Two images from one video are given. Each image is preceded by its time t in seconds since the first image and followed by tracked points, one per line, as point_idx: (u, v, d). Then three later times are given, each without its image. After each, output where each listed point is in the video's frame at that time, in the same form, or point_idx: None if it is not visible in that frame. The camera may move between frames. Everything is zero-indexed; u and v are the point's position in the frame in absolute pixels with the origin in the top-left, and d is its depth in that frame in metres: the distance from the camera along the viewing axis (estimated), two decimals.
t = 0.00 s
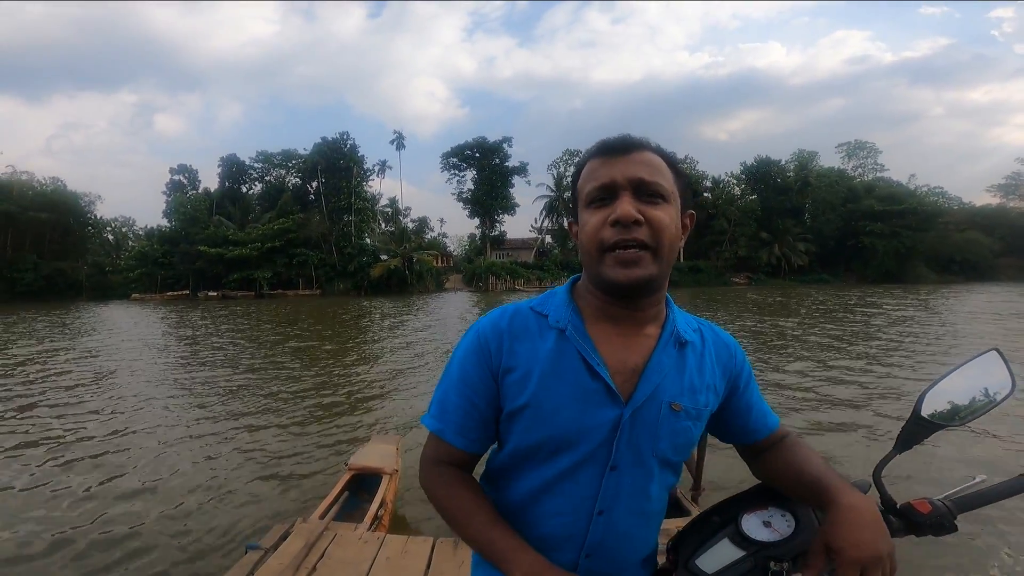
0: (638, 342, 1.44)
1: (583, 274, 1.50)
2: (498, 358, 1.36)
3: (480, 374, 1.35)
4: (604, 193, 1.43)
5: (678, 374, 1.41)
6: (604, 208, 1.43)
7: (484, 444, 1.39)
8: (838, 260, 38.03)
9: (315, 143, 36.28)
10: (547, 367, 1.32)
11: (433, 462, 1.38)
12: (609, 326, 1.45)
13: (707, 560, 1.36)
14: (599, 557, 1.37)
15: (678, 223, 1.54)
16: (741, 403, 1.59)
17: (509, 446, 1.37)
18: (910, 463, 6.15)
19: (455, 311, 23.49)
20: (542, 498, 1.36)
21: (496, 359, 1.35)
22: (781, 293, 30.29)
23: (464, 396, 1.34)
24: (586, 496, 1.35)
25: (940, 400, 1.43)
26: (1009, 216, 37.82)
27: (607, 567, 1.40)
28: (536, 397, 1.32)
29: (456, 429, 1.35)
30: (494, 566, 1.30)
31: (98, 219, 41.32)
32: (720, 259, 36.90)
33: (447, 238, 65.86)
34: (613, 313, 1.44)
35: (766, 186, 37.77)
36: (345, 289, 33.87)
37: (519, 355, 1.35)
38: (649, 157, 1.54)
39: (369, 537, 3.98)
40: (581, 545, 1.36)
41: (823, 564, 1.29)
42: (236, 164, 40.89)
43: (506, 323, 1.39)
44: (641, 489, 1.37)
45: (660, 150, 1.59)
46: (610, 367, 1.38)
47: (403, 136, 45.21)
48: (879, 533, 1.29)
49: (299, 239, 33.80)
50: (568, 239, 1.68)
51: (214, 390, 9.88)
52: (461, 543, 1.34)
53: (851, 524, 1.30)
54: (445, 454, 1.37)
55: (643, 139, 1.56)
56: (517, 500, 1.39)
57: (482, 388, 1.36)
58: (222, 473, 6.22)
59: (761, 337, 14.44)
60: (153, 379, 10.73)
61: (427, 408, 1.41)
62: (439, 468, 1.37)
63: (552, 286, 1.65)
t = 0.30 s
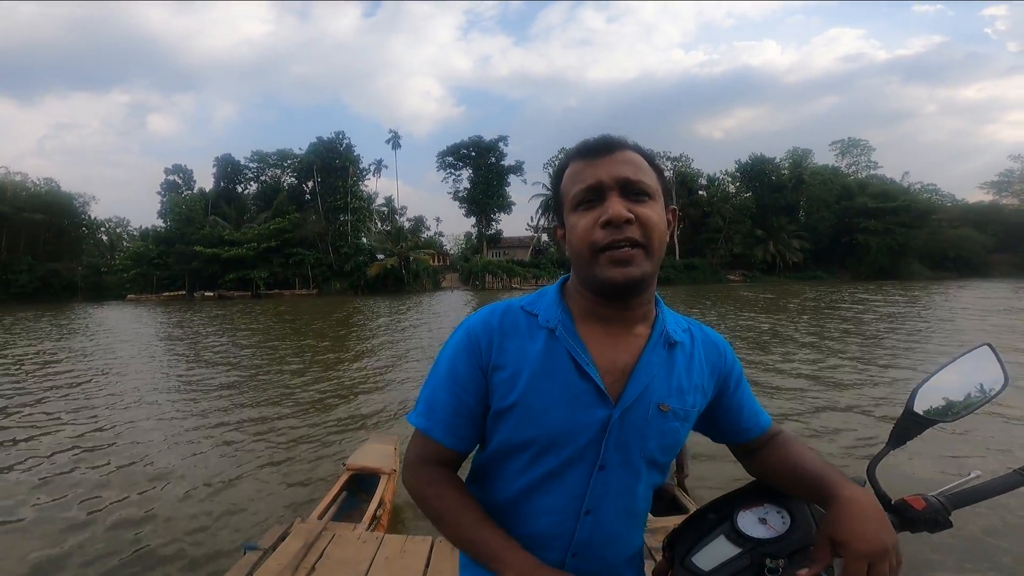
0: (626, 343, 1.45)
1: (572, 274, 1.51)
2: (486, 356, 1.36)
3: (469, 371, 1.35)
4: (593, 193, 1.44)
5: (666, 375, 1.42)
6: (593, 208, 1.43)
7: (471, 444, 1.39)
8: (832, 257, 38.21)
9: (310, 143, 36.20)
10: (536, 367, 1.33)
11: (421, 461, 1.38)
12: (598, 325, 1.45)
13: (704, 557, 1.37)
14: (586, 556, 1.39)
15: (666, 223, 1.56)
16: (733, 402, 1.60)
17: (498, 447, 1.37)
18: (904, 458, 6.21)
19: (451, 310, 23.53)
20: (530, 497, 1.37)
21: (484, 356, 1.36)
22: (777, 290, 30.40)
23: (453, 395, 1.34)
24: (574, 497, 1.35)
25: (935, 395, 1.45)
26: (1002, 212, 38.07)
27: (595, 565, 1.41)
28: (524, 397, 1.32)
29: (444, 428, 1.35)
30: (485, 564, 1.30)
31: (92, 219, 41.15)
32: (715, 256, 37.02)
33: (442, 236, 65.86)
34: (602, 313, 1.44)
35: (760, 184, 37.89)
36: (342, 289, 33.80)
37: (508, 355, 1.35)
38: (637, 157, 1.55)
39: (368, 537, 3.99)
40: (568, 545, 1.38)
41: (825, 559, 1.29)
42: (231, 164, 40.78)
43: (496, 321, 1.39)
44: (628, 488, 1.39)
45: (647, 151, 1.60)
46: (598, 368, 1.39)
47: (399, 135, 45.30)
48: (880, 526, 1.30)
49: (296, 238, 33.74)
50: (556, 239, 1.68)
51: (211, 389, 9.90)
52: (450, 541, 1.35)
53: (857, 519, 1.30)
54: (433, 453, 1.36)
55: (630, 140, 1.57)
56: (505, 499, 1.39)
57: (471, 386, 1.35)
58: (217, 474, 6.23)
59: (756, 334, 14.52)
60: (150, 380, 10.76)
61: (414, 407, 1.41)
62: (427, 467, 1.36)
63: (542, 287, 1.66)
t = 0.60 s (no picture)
0: (624, 352, 1.46)
1: (571, 282, 1.51)
2: (483, 366, 1.37)
3: (467, 378, 1.36)
4: (596, 202, 1.44)
5: (663, 386, 1.43)
6: (597, 216, 1.43)
7: (468, 451, 1.40)
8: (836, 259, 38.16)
9: (315, 146, 36.38)
10: (533, 376, 1.34)
11: (416, 468, 1.38)
12: (597, 335, 1.46)
13: (710, 559, 1.38)
14: (579, 563, 1.40)
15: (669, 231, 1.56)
16: (736, 410, 1.61)
17: (495, 454, 1.38)
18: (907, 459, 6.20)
19: (455, 312, 23.56)
20: (526, 505, 1.38)
21: (482, 365, 1.37)
22: (782, 292, 30.34)
23: (449, 402, 1.35)
24: (568, 506, 1.37)
25: (942, 398, 1.45)
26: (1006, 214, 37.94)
27: (590, 570, 1.42)
28: (522, 407, 1.33)
29: (439, 437, 1.36)
30: (480, 568, 1.32)
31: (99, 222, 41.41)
32: (719, 258, 36.99)
33: (445, 239, 65.99)
34: (601, 323, 1.45)
35: (764, 186, 37.86)
36: (346, 291, 33.86)
37: (506, 364, 1.36)
38: (639, 165, 1.55)
39: (373, 538, 4.00)
40: (559, 552, 1.39)
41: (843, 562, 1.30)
42: (237, 167, 41.02)
43: (494, 328, 1.40)
44: (622, 497, 1.40)
45: (650, 159, 1.61)
46: (595, 379, 1.40)
47: (403, 139, 45.67)
48: (894, 527, 1.31)
49: (301, 241, 33.87)
50: (556, 245, 1.69)
51: (216, 390, 9.97)
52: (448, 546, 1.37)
53: (868, 519, 1.31)
54: (429, 461, 1.37)
55: (631, 147, 1.58)
56: (502, 504, 1.40)
57: (468, 394, 1.36)
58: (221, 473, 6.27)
59: (758, 336, 14.54)
60: (157, 380, 10.87)
61: (410, 414, 1.41)
62: (424, 473, 1.37)
63: (539, 294, 1.67)
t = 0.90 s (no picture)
0: (630, 351, 1.47)
1: (575, 283, 1.52)
2: (490, 366, 1.38)
3: (474, 380, 1.37)
4: (597, 205, 1.44)
5: (671, 385, 1.44)
6: (595, 220, 1.44)
7: (476, 450, 1.41)
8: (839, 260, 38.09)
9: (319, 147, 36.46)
10: (541, 377, 1.35)
11: (423, 467, 1.40)
12: (602, 335, 1.47)
13: (711, 557, 1.39)
14: (588, 560, 1.41)
15: (670, 231, 1.57)
16: (741, 408, 1.61)
17: (505, 455, 1.39)
18: (908, 460, 6.20)
19: (458, 313, 23.61)
20: (534, 504, 1.39)
21: (490, 366, 1.37)
22: (785, 293, 30.28)
23: (455, 402, 1.36)
24: (577, 504, 1.37)
25: (942, 396, 1.46)
26: (1011, 215, 37.79)
27: (597, 568, 1.43)
28: (531, 408, 1.34)
29: (447, 435, 1.37)
30: (490, 568, 1.33)
31: (105, 223, 41.60)
32: (722, 260, 36.95)
33: (449, 240, 66.12)
34: (606, 323, 1.46)
35: (767, 187, 37.80)
36: (349, 292, 33.92)
37: (513, 366, 1.37)
38: (638, 165, 1.56)
39: (374, 537, 4.01)
40: (569, 551, 1.40)
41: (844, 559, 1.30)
42: (241, 168, 41.17)
43: (501, 329, 1.41)
44: (630, 495, 1.41)
45: (648, 158, 1.61)
46: (602, 377, 1.41)
47: (407, 140, 45.87)
48: (894, 525, 1.32)
49: (305, 241, 33.95)
50: (558, 248, 1.69)
51: (220, 389, 10.01)
52: (458, 545, 1.37)
53: (871, 518, 1.32)
54: (437, 460, 1.38)
55: (628, 146, 1.58)
56: (508, 504, 1.42)
57: (475, 395, 1.37)
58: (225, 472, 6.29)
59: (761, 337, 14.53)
60: (161, 379, 10.92)
61: (417, 414, 1.43)
62: (432, 473, 1.38)
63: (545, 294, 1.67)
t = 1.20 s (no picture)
0: (637, 345, 1.47)
1: (579, 279, 1.52)
2: (497, 361, 1.38)
3: (481, 374, 1.38)
4: (594, 199, 1.45)
5: (679, 379, 1.45)
6: (594, 215, 1.45)
7: (483, 445, 1.42)
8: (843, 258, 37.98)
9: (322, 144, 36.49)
10: (548, 370, 1.36)
11: (431, 461, 1.41)
12: (608, 330, 1.47)
13: (711, 552, 1.39)
14: (597, 555, 1.42)
15: (672, 225, 1.57)
16: (749, 403, 1.61)
17: (514, 449, 1.40)
18: (910, 459, 6.19)
19: (461, 309, 23.62)
20: (541, 498, 1.40)
21: (496, 362, 1.38)
22: (788, 290, 30.18)
23: (463, 397, 1.37)
24: (586, 498, 1.38)
25: (941, 394, 1.46)
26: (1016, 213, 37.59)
27: (606, 563, 1.44)
28: (537, 402, 1.35)
29: (455, 430, 1.38)
30: (498, 562, 1.34)
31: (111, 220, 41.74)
32: (725, 257, 36.88)
33: (452, 237, 66.15)
34: (611, 318, 1.46)
35: (771, 184, 37.69)
36: (353, 289, 33.96)
37: (520, 359, 1.38)
38: (638, 160, 1.56)
39: (375, 534, 4.02)
40: (578, 544, 1.41)
41: (841, 556, 1.30)
42: (245, 165, 41.25)
43: (507, 325, 1.41)
44: (638, 489, 1.42)
45: (649, 151, 1.62)
46: (610, 371, 1.42)
47: (410, 137, 45.94)
48: (897, 524, 1.32)
49: (308, 238, 33.99)
50: (562, 242, 1.70)
51: (225, 386, 10.11)
52: (466, 539, 1.39)
53: (872, 516, 1.33)
54: (445, 454, 1.40)
55: (629, 140, 1.59)
56: (515, 498, 1.43)
57: (482, 389, 1.38)
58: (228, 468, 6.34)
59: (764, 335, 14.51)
60: (166, 376, 11.03)
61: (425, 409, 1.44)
62: (440, 466, 1.40)
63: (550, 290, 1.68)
